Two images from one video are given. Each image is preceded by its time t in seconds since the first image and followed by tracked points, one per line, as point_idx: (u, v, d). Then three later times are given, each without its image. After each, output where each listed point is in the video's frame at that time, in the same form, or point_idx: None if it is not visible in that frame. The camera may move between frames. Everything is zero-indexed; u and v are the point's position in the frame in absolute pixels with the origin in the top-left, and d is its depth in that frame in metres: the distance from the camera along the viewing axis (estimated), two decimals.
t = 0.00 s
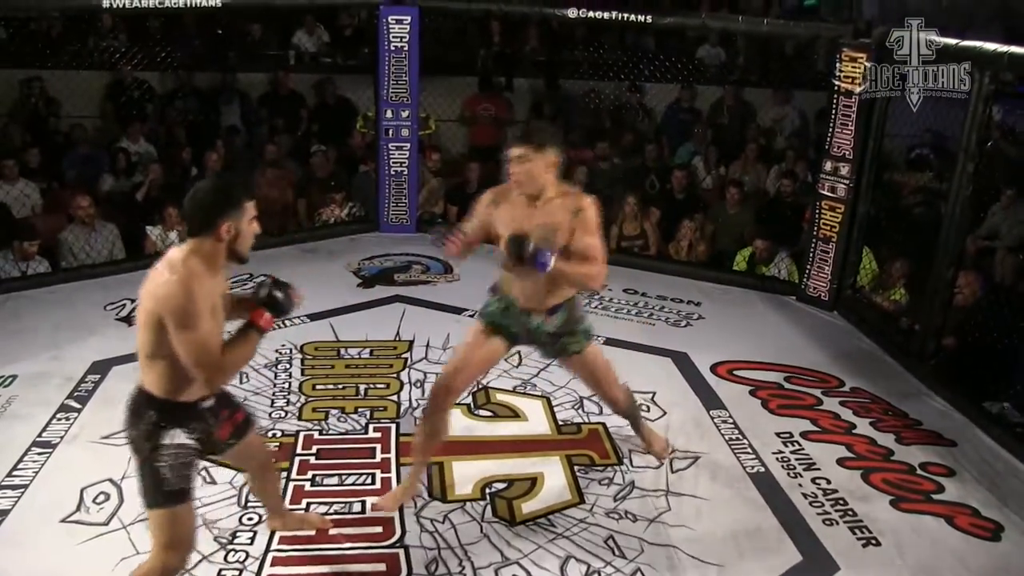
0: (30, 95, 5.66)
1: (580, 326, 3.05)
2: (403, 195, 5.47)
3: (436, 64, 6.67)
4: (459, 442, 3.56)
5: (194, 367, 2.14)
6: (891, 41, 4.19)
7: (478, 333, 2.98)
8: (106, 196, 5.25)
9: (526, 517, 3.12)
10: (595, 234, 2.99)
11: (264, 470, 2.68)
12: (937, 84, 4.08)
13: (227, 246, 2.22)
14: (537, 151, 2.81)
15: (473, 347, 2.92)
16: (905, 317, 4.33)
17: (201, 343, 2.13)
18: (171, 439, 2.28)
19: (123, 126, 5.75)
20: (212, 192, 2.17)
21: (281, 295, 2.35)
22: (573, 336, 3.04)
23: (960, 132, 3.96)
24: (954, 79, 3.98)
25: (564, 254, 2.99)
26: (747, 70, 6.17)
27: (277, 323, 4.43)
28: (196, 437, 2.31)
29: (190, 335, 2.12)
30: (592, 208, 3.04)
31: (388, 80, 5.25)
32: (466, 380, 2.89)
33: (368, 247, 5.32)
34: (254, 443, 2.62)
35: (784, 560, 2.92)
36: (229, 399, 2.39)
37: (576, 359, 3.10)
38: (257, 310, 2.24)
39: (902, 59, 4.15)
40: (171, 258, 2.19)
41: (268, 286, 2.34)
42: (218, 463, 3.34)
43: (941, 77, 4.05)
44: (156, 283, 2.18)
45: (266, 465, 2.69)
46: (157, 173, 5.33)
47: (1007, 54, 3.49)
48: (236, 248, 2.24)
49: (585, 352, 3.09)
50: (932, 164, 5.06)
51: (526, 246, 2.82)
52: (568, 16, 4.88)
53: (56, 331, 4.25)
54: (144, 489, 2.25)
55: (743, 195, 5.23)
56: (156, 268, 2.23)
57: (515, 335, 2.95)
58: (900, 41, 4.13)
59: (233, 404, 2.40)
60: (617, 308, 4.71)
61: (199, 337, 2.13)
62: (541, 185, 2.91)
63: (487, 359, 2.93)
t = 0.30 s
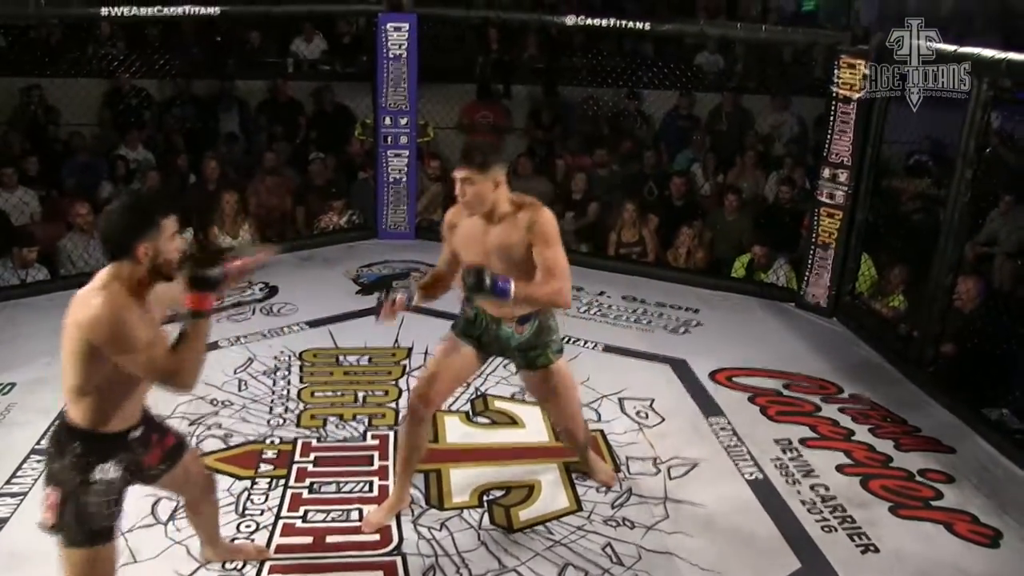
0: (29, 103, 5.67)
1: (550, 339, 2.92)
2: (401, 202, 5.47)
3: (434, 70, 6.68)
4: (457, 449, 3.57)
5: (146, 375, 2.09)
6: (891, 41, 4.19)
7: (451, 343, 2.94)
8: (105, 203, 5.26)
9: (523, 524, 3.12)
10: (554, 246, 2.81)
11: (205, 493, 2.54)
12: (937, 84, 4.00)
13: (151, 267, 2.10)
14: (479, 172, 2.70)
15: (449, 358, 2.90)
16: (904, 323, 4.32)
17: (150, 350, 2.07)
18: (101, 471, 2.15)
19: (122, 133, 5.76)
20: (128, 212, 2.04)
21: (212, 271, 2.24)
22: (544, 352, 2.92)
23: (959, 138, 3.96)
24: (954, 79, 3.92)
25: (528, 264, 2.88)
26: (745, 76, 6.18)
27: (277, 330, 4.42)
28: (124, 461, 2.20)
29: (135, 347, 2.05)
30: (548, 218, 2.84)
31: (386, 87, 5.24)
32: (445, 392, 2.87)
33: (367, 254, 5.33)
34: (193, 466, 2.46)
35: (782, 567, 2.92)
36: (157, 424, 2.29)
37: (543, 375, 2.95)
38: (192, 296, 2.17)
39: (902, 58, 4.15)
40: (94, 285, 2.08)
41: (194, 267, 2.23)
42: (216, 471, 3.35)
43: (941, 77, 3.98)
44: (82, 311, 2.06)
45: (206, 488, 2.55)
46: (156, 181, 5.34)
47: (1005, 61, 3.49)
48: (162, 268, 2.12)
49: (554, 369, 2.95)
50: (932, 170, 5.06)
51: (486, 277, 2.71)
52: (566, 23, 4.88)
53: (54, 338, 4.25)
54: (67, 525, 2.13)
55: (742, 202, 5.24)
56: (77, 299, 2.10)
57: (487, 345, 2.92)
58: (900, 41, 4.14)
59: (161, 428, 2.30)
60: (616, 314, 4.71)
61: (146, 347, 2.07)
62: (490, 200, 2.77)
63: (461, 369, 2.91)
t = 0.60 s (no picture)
0: (36, 106, 5.68)
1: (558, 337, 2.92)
2: (406, 207, 5.31)
3: (439, 74, 6.69)
4: (460, 453, 3.56)
5: (93, 378, 2.06)
6: (892, 42, 4.22)
7: (459, 343, 2.88)
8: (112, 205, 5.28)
9: (526, 529, 3.11)
10: (561, 242, 2.78)
11: (166, 480, 2.61)
12: (937, 84, 4.01)
13: (116, 253, 2.13)
14: (498, 156, 2.67)
15: (453, 357, 2.86)
16: (909, 330, 4.30)
17: (101, 355, 2.05)
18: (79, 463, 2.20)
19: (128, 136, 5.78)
20: (99, 201, 2.06)
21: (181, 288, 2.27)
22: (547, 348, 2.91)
23: (967, 143, 3.93)
24: (954, 79, 3.91)
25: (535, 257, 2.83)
26: (751, 81, 6.16)
27: (280, 332, 4.44)
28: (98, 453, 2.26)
29: (86, 345, 2.03)
30: (565, 215, 2.82)
31: (392, 91, 5.15)
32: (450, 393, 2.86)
33: (372, 257, 5.36)
34: (154, 457, 2.52)
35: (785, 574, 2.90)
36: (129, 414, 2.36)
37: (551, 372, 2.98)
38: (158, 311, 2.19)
39: (902, 59, 4.19)
40: (58, 268, 2.08)
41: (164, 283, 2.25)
42: (219, 472, 3.36)
43: (941, 77, 3.98)
44: (44, 296, 2.07)
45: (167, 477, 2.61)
46: (161, 183, 5.36)
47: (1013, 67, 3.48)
48: (127, 254, 2.15)
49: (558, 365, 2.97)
50: (937, 176, 5.04)
51: (464, 243, 2.59)
52: (571, 28, 4.87)
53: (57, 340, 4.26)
54: (45, 517, 2.18)
55: (746, 207, 5.21)
56: (42, 279, 2.11)
57: (493, 342, 2.85)
58: (899, 41, 4.18)
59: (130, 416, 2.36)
60: (620, 319, 4.70)
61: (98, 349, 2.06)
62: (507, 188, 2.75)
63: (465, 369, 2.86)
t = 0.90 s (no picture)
0: (47, 106, 5.69)
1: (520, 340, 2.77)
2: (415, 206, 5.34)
3: (448, 75, 6.70)
4: (468, 454, 3.57)
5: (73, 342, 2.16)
6: (892, 40, 4.27)
7: (427, 344, 2.85)
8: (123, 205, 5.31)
9: (534, 530, 3.11)
10: (528, 250, 2.68)
11: (166, 472, 2.59)
12: (937, 84, 4.08)
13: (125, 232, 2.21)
14: (458, 156, 2.58)
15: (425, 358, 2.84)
16: (920, 333, 4.28)
17: (82, 317, 2.15)
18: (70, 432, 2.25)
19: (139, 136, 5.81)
20: (113, 178, 2.17)
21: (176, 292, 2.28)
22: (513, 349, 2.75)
23: (979, 145, 3.91)
24: (954, 79, 3.97)
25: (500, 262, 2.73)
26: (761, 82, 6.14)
27: (289, 333, 4.45)
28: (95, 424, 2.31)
29: (72, 306, 2.13)
30: (530, 219, 2.71)
31: (401, 92, 5.16)
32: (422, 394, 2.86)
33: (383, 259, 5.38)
34: (158, 442, 2.53)
35: None
36: (137, 395, 2.42)
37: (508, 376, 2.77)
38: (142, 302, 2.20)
39: (901, 58, 4.24)
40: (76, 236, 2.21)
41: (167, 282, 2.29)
42: (229, 472, 3.37)
43: (942, 77, 4.06)
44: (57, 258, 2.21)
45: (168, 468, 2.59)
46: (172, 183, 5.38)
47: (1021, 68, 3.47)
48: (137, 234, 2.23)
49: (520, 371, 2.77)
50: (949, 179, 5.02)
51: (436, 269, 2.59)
52: (581, 29, 4.87)
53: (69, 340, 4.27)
54: (37, 474, 2.25)
55: (756, 210, 5.21)
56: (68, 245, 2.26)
57: (459, 345, 2.81)
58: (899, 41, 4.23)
59: (138, 398, 2.42)
60: (628, 321, 4.70)
61: (83, 311, 2.16)
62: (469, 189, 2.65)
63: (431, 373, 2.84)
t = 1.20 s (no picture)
0: (64, 106, 5.72)
1: (465, 373, 2.72)
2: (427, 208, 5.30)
3: (462, 75, 6.70)
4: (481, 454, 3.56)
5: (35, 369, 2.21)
6: (891, 40, 4.23)
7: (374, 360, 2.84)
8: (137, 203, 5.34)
9: (545, 531, 3.10)
10: (465, 290, 2.58)
11: (174, 476, 2.60)
12: (938, 84, 4.06)
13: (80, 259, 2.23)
14: (410, 189, 2.54)
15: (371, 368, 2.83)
16: (935, 336, 4.25)
17: (51, 344, 2.21)
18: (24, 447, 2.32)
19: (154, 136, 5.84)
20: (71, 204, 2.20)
21: (140, 299, 2.28)
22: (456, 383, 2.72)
23: (997, 148, 3.88)
24: (954, 79, 3.96)
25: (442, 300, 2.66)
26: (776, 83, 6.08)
27: (301, 332, 4.46)
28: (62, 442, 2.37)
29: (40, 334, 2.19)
30: (475, 258, 2.61)
31: (414, 92, 5.15)
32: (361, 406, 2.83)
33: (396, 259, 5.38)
34: (155, 446, 2.54)
35: None
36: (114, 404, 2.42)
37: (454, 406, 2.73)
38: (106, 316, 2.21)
39: (901, 58, 4.21)
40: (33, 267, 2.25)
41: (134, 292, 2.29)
42: (241, 470, 3.38)
43: (942, 77, 4.04)
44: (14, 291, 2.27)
45: (176, 470, 2.61)
46: (186, 183, 5.41)
47: None
48: (94, 261, 2.25)
49: (465, 403, 2.71)
50: (966, 182, 4.98)
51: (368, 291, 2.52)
52: (595, 30, 4.85)
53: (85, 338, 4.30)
54: None
55: (770, 212, 5.20)
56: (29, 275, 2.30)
57: (405, 371, 2.79)
58: (899, 41, 4.18)
59: (115, 410, 2.42)
60: (641, 322, 4.69)
61: (52, 340, 2.22)
62: (416, 223, 2.59)
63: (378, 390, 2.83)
